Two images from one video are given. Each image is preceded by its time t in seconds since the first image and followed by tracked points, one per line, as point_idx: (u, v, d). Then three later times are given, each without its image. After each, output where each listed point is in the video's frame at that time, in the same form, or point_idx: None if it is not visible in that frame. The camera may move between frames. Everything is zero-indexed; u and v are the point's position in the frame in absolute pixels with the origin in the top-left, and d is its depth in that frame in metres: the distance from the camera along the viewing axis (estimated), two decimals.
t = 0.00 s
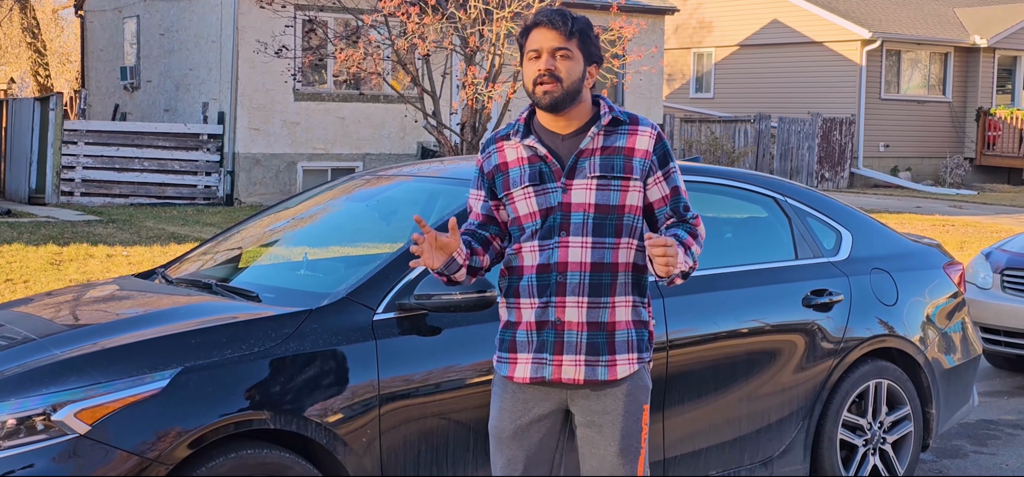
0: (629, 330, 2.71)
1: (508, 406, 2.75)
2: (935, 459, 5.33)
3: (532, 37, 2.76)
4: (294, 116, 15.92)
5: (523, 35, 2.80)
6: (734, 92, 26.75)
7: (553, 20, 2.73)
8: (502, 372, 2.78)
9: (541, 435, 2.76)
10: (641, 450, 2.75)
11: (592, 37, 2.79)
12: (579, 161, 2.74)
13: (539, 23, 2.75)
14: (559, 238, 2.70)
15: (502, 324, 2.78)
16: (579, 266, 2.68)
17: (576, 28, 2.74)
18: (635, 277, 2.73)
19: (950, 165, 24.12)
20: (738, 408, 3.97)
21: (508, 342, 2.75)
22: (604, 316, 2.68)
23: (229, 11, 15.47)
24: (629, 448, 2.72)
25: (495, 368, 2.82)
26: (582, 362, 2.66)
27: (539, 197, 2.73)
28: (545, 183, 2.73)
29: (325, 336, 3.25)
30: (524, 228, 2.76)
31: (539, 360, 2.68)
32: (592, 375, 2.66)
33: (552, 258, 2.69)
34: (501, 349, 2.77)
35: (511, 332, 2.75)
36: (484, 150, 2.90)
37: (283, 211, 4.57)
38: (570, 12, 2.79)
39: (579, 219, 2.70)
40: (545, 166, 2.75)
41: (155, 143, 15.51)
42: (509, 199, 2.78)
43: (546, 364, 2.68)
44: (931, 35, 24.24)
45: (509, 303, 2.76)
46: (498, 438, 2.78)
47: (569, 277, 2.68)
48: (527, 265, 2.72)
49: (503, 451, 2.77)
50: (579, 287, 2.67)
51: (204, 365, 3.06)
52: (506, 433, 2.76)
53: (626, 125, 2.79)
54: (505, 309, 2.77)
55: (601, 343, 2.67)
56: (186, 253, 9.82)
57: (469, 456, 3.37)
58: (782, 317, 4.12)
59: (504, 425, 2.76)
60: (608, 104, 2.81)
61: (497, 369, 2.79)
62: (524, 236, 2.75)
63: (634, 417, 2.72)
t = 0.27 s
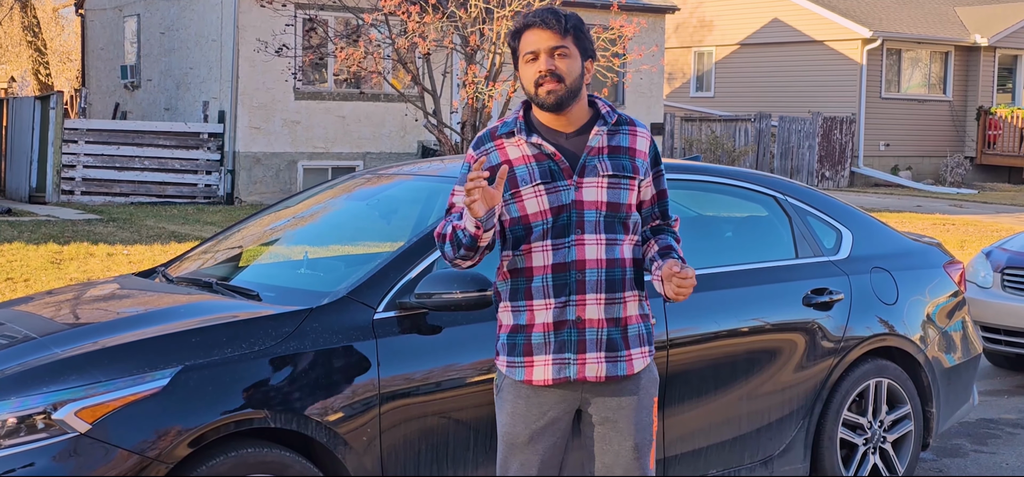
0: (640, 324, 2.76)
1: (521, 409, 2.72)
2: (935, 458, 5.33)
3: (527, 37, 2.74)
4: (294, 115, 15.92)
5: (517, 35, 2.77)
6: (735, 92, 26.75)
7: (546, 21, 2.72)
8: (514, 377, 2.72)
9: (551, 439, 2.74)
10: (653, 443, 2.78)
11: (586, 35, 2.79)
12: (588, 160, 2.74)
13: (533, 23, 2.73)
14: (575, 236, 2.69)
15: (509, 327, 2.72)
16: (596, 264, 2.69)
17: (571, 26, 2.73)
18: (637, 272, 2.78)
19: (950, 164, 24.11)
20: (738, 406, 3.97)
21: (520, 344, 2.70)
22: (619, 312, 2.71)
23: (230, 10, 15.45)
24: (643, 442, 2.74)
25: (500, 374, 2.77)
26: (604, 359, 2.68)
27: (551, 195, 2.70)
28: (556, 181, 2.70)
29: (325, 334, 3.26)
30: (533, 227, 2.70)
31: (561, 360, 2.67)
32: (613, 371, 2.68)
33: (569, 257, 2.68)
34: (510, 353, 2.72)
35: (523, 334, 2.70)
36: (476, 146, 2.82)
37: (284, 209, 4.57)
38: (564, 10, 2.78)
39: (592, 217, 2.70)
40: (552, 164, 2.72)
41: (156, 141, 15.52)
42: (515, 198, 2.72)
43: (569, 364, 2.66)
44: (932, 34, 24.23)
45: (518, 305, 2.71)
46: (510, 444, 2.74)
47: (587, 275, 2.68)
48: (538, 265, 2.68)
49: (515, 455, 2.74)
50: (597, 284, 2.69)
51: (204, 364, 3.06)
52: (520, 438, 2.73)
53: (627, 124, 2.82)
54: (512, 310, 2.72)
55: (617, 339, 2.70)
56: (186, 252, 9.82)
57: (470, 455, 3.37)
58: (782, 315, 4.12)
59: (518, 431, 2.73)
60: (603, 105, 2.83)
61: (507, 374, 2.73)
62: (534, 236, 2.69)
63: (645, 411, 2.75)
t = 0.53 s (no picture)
0: (641, 322, 2.80)
1: (524, 408, 2.71)
2: (935, 456, 5.33)
3: (537, 32, 2.73)
4: (295, 113, 15.92)
5: (526, 31, 2.76)
6: (735, 90, 26.74)
7: (559, 16, 2.71)
8: (516, 376, 2.71)
9: (554, 437, 2.74)
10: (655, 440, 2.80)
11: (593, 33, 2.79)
12: (593, 161, 2.75)
13: (545, 18, 2.72)
14: (581, 237, 2.69)
15: (512, 326, 2.71)
16: (601, 265, 2.70)
17: (582, 24, 2.74)
18: (637, 271, 2.81)
19: (951, 162, 24.08)
20: (739, 405, 3.97)
21: (524, 344, 2.69)
22: (623, 311, 2.74)
23: (231, 8, 15.44)
24: (647, 437, 2.77)
25: (500, 372, 2.76)
26: (610, 359, 2.70)
27: (558, 196, 2.68)
28: (563, 181, 2.70)
29: (326, 332, 3.26)
30: (540, 227, 2.67)
31: (566, 361, 2.67)
32: (618, 371, 2.70)
33: (576, 258, 2.67)
34: (513, 353, 2.70)
35: (526, 334, 2.69)
36: (479, 143, 2.76)
37: (285, 207, 4.57)
38: (571, 8, 2.78)
39: (598, 218, 2.70)
40: (559, 164, 2.72)
41: (157, 139, 15.52)
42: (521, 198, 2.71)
43: (576, 365, 2.67)
44: (933, 32, 24.22)
45: (521, 306, 2.69)
46: (511, 443, 2.74)
47: (593, 276, 2.69)
48: (544, 266, 2.66)
49: (517, 455, 2.74)
50: (602, 285, 2.70)
51: (205, 362, 3.06)
52: (522, 438, 2.72)
53: (629, 125, 2.84)
54: (515, 310, 2.70)
55: (622, 338, 2.73)
56: (187, 249, 9.83)
57: (471, 453, 3.37)
58: (783, 313, 4.12)
59: (521, 430, 2.72)
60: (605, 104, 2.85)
61: (509, 373, 2.72)
62: (540, 237, 2.67)
63: (648, 407, 2.78)
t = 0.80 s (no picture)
0: (641, 319, 2.76)
1: (523, 401, 2.72)
2: (938, 453, 5.33)
3: (546, 29, 2.72)
4: (297, 110, 15.91)
5: (534, 26, 2.75)
6: (737, 87, 26.71)
7: (573, 14, 2.71)
8: (514, 370, 2.72)
9: (554, 432, 2.75)
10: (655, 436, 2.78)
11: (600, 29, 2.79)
12: (592, 156, 2.74)
13: (556, 15, 2.72)
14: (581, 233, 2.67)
15: (511, 320, 2.72)
16: (599, 261, 2.68)
17: (594, 23, 2.74)
18: (641, 267, 2.78)
19: (953, 159, 24.05)
20: (741, 402, 3.97)
21: (522, 338, 2.69)
22: (622, 308, 2.71)
23: (232, 5, 15.42)
24: (645, 435, 2.74)
25: (500, 365, 2.77)
26: (606, 356, 2.68)
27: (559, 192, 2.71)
28: (564, 178, 2.72)
29: (329, 329, 3.26)
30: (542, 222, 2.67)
31: (562, 356, 2.67)
32: (615, 368, 2.68)
33: (574, 254, 2.67)
34: (511, 347, 2.71)
35: (524, 328, 2.69)
36: (485, 132, 2.75)
37: (287, 204, 4.57)
38: (580, 5, 2.77)
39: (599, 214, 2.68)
40: (563, 160, 2.72)
41: (158, 136, 15.52)
42: (525, 192, 2.71)
43: (571, 360, 2.67)
44: (935, 29, 24.19)
45: (520, 299, 2.70)
46: (510, 437, 2.74)
47: (591, 273, 2.68)
48: (543, 262, 2.66)
49: (516, 449, 2.74)
50: (599, 281, 2.68)
51: (208, 359, 3.06)
52: (520, 432, 2.73)
53: (630, 117, 2.82)
54: (514, 303, 2.71)
55: (620, 335, 2.70)
56: (189, 246, 9.83)
57: (473, 450, 3.37)
58: (785, 310, 4.11)
59: (519, 423, 2.73)
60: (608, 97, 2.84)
61: (508, 367, 2.73)
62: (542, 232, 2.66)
63: (647, 404, 2.75)
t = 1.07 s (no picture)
0: (641, 319, 2.73)
1: (521, 396, 2.73)
2: (939, 450, 5.33)
3: (538, 33, 2.72)
4: (298, 107, 15.90)
5: (530, 28, 2.76)
6: (738, 84, 26.69)
7: (560, 16, 2.70)
8: (512, 365, 2.75)
9: (553, 427, 2.75)
10: (654, 436, 2.75)
11: (596, 30, 2.77)
12: (590, 155, 2.72)
13: (545, 20, 2.72)
14: (574, 232, 2.67)
15: (512, 315, 2.74)
16: (593, 260, 2.67)
17: (584, 23, 2.72)
18: (643, 266, 2.75)
19: (954, 156, 24.05)
20: (742, 399, 3.97)
21: (519, 334, 2.72)
22: (618, 307, 2.69)
23: (233, 2, 15.42)
24: (643, 435, 2.72)
25: (503, 360, 2.79)
26: (600, 355, 2.66)
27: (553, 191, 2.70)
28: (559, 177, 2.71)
29: (330, 326, 3.26)
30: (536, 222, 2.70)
31: (556, 354, 2.67)
32: (609, 367, 2.66)
33: (567, 253, 2.67)
34: (510, 342, 2.74)
35: (522, 324, 2.72)
36: (485, 137, 2.81)
37: (288, 201, 4.57)
38: (576, 6, 2.76)
39: (593, 213, 2.68)
40: (557, 159, 2.73)
41: (159, 133, 15.52)
42: (520, 192, 2.74)
43: (564, 358, 2.67)
44: (936, 26, 24.18)
45: (519, 296, 2.73)
46: (509, 430, 2.76)
47: (584, 272, 2.67)
48: (538, 259, 2.68)
49: (515, 442, 2.76)
50: (593, 280, 2.67)
51: (209, 356, 3.07)
52: (518, 425, 2.74)
53: (634, 116, 2.79)
54: (514, 300, 2.74)
55: (616, 334, 2.68)
56: (189, 243, 9.83)
57: (475, 447, 3.37)
58: (786, 307, 4.11)
59: (516, 417, 2.74)
60: (613, 96, 2.80)
61: (507, 362, 2.76)
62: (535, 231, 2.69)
63: (646, 404, 2.72)
